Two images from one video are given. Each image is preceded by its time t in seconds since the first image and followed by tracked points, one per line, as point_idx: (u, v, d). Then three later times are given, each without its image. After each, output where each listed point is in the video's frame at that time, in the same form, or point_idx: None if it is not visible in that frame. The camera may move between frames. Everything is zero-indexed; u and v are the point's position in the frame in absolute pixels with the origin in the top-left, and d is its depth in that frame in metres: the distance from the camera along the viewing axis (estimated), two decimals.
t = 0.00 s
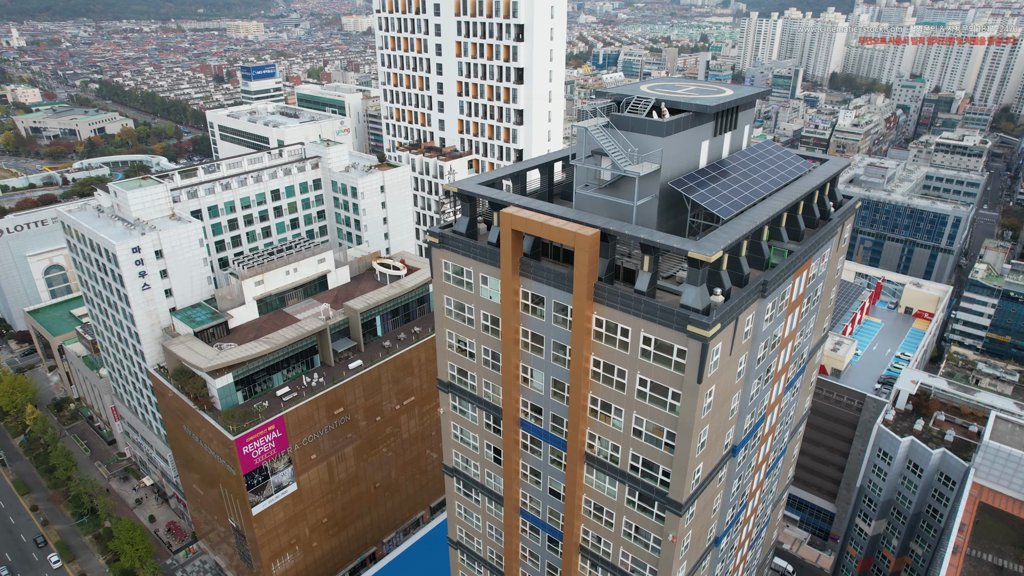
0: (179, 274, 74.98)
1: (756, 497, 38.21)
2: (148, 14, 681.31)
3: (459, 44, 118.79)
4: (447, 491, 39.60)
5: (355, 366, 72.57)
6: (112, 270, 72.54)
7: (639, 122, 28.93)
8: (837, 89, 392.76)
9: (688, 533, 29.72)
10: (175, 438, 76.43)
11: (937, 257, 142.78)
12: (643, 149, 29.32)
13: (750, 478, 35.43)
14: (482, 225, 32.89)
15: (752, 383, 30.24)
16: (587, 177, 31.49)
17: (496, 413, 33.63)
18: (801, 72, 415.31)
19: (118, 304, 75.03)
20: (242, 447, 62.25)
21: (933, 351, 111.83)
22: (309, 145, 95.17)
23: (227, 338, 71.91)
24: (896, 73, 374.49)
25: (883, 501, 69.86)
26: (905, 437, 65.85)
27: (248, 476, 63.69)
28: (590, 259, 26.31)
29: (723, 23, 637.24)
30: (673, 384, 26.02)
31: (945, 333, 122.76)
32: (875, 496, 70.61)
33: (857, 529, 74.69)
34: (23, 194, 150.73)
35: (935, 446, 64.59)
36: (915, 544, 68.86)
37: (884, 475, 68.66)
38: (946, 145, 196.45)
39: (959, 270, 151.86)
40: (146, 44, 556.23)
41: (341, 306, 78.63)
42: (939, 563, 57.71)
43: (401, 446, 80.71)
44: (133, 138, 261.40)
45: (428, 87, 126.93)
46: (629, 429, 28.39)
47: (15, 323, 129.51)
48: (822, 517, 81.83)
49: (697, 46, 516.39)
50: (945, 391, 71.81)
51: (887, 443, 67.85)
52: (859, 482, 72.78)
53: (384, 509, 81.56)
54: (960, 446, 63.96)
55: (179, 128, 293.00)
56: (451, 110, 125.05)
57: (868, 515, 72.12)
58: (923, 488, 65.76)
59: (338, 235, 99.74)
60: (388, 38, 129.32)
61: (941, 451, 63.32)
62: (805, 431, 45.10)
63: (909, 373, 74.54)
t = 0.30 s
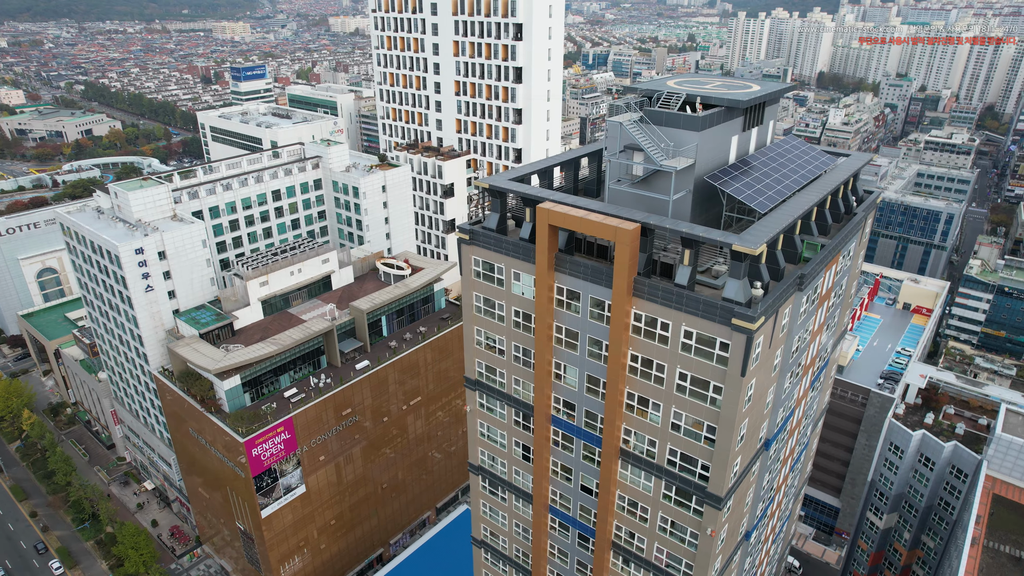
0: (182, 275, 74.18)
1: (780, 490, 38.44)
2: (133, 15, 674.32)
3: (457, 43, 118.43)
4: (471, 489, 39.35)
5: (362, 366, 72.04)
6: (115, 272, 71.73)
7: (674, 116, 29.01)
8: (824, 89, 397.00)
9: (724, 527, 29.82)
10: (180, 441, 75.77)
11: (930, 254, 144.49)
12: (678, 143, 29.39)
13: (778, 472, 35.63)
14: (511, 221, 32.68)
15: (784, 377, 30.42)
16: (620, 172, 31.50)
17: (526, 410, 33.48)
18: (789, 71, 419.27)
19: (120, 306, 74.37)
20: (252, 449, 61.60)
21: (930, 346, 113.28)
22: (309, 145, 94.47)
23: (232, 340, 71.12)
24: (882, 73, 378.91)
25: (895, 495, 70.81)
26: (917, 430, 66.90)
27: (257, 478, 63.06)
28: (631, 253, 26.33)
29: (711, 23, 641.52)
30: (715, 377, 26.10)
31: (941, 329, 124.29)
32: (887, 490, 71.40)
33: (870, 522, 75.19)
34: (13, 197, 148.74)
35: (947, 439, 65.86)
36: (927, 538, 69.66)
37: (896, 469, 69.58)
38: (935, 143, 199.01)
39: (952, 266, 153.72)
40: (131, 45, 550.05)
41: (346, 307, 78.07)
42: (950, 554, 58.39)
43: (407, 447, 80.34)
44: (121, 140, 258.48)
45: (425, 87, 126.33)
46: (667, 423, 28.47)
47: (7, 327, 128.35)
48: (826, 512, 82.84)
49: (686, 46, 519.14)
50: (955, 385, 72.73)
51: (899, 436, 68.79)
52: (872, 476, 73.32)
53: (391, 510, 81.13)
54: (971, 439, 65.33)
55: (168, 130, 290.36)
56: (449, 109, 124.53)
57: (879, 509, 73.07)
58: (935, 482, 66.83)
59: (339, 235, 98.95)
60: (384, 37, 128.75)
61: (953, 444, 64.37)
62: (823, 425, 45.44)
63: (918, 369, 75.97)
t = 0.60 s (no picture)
0: (195, 274, 73.80)
1: (813, 486, 38.43)
2: (129, 15, 671.76)
3: (464, 42, 118.11)
4: (503, 487, 39.21)
5: (377, 365, 71.76)
6: (128, 271, 71.38)
7: (718, 110, 28.96)
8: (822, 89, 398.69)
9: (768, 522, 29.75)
10: (193, 441, 75.47)
11: (935, 252, 144.98)
12: (722, 138, 29.37)
13: (813, 467, 35.62)
14: (549, 216, 32.45)
15: (826, 372, 30.42)
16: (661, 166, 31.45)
17: (564, 406, 33.40)
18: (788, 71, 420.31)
19: (133, 306, 74.06)
20: (270, 448, 61.29)
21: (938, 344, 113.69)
22: (319, 143, 94.09)
23: (246, 339, 70.75)
24: (880, 72, 380.10)
25: (916, 492, 71.61)
26: (938, 427, 67.84)
27: (275, 477, 62.79)
28: (680, 247, 26.26)
29: (708, 23, 642.69)
30: (765, 371, 26.04)
31: (947, 326, 124.76)
32: (907, 486, 72.48)
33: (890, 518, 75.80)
34: (16, 197, 148.15)
35: (969, 436, 66.88)
36: (948, 535, 69.57)
37: (916, 465, 70.71)
38: (937, 142, 199.83)
39: (956, 264, 154.31)
40: (128, 45, 547.88)
41: (360, 305, 77.77)
42: (973, 551, 58.48)
43: (420, 447, 80.16)
44: (121, 140, 257.55)
45: (431, 85, 125.98)
46: (712, 418, 28.43)
47: (13, 328, 127.81)
48: (840, 510, 81.81)
49: (684, 45, 519.51)
50: (974, 381, 75.25)
51: (920, 433, 70.04)
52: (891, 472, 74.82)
53: (404, 509, 80.90)
54: (992, 435, 66.74)
55: (169, 130, 289.65)
56: (456, 108, 124.09)
57: (899, 505, 73.87)
58: (956, 479, 67.52)
59: (348, 234, 98.53)
60: (390, 36, 128.41)
61: (975, 440, 65.25)
62: (849, 422, 45.47)
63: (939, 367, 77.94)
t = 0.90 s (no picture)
0: (211, 272, 73.41)
1: (850, 485, 38.11)
2: (130, 15, 671.24)
3: (475, 40, 117.87)
4: (536, 486, 39.00)
5: (394, 364, 71.45)
6: (144, 270, 71.01)
7: (766, 105, 28.72)
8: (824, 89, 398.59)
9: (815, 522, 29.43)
10: (209, 440, 75.22)
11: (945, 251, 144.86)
12: (771, 133, 29.14)
13: (852, 467, 35.30)
14: (590, 212, 32.16)
15: (873, 369, 30.13)
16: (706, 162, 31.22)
17: (604, 404, 33.19)
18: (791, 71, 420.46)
19: (149, 304, 73.70)
20: (288, 448, 60.91)
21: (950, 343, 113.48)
22: (332, 142, 93.76)
23: (263, 337, 70.39)
24: (884, 72, 380.09)
25: (940, 491, 69.98)
26: (965, 426, 66.73)
27: (293, 477, 62.43)
28: (733, 243, 26.00)
29: (710, 23, 642.48)
30: (819, 368, 25.73)
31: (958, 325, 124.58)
32: (931, 486, 70.68)
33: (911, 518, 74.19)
34: (23, 196, 147.96)
35: (995, 434, 65.93)
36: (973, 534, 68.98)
37: (941, 465, 69.05)
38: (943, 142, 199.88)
39: (964, 262, 154.27)
40: (130, 45, 547.37)
41: (376, 304, 77.43)
42: (1003, 552, 58.31)
43: (436, 446, 79.86)
44: (125, 139, 257.27)
45: (442, 84, 125.72)
46: (761, 416, 28.16)
47: (21, 328, 127.51)
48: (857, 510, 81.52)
49: (686, 45, 519.39)
50: (998, 380, 73.77)
51: (946, 432, 68.43)
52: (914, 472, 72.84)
53: (420, 509, 80.62)
54: (1018, 434, 65.54)
55: (172, 129, 289.41)
56: (466, 107, 123.67)
57: (923, 505, 72.09)
58: (982, 478, 66.59)
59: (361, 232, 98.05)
60: (400, 35, 128.17)
61: (1002, 439, 64.55)
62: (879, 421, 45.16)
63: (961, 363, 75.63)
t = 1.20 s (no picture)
0: (225, 272, 72.83)
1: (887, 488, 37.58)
2: (130, 14, 670.05)
3: (485, 39, 117.50)
4: (569, 488, 38.69)
5: (411, 365, 70.94)
6: (158, 269, 70.46)
7: (815, 102, 28.37)
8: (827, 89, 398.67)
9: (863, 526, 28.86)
10: (223, 442, 74.72)
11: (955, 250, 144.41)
12: (819, 130, 28.74)
13: (893, 470, 34.75)
14: (630, 211, 31.86)
15: (920, 371, 29.59)
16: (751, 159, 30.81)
17: (643, 405, 32.81)
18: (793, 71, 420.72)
19: (162, 304, 73.11)
20: (306, 449, 60.35)
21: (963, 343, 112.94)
22: (343, 141, 93.24)
23: (279, 338, 69.89)
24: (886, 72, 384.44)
25: (966, 492, 68.98)
26: (992, 427, 65.46)
27: (311, 479, 61.88)
28: (786, 242, 25.59)
29: (711, 23, 641.80)
30: (874, 368, 25.26)
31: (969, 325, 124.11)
32: (957, 487, 69.72)
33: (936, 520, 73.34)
34: (30, 195, 147.41)
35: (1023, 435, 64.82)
36: (999, 537, 68.57)
37: (967, 466, 67.93)
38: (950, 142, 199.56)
39: (973, 262, 154.00)
40: (132, 44, 546.41)
41: (391, 304, 76.87)
42: None
43: (451, 447, 79.36)
44: (128, 139, 256.61)
45: (451, 83, 125.28)
46: (810, 417, 27.69)
47: (28, 328, 126.92)
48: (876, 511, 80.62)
49: (688, 45, 519.09)
50: None
51: (972, 433, 67.20)
52: (938, 473, 71.74)
53: (434, 510, 80.11)
54: None
55: (175, 129, 288.78)
56: (475, 105, 123.15)
57: (948, 507, 71.21)
58: (1009, 480, 65.80)
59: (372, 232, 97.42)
60: (409, 33, 127.79)
61: None
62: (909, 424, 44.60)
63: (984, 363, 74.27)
